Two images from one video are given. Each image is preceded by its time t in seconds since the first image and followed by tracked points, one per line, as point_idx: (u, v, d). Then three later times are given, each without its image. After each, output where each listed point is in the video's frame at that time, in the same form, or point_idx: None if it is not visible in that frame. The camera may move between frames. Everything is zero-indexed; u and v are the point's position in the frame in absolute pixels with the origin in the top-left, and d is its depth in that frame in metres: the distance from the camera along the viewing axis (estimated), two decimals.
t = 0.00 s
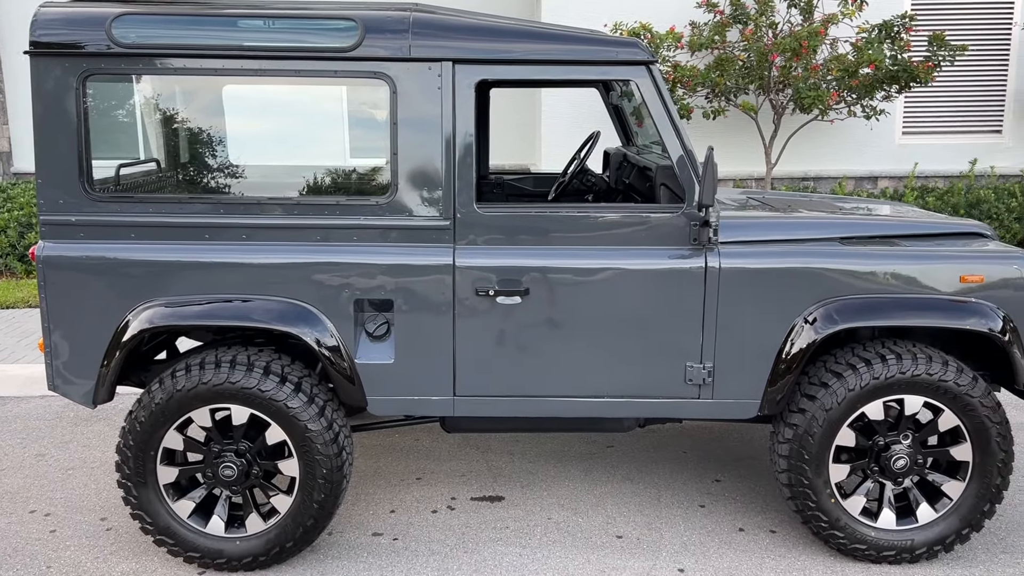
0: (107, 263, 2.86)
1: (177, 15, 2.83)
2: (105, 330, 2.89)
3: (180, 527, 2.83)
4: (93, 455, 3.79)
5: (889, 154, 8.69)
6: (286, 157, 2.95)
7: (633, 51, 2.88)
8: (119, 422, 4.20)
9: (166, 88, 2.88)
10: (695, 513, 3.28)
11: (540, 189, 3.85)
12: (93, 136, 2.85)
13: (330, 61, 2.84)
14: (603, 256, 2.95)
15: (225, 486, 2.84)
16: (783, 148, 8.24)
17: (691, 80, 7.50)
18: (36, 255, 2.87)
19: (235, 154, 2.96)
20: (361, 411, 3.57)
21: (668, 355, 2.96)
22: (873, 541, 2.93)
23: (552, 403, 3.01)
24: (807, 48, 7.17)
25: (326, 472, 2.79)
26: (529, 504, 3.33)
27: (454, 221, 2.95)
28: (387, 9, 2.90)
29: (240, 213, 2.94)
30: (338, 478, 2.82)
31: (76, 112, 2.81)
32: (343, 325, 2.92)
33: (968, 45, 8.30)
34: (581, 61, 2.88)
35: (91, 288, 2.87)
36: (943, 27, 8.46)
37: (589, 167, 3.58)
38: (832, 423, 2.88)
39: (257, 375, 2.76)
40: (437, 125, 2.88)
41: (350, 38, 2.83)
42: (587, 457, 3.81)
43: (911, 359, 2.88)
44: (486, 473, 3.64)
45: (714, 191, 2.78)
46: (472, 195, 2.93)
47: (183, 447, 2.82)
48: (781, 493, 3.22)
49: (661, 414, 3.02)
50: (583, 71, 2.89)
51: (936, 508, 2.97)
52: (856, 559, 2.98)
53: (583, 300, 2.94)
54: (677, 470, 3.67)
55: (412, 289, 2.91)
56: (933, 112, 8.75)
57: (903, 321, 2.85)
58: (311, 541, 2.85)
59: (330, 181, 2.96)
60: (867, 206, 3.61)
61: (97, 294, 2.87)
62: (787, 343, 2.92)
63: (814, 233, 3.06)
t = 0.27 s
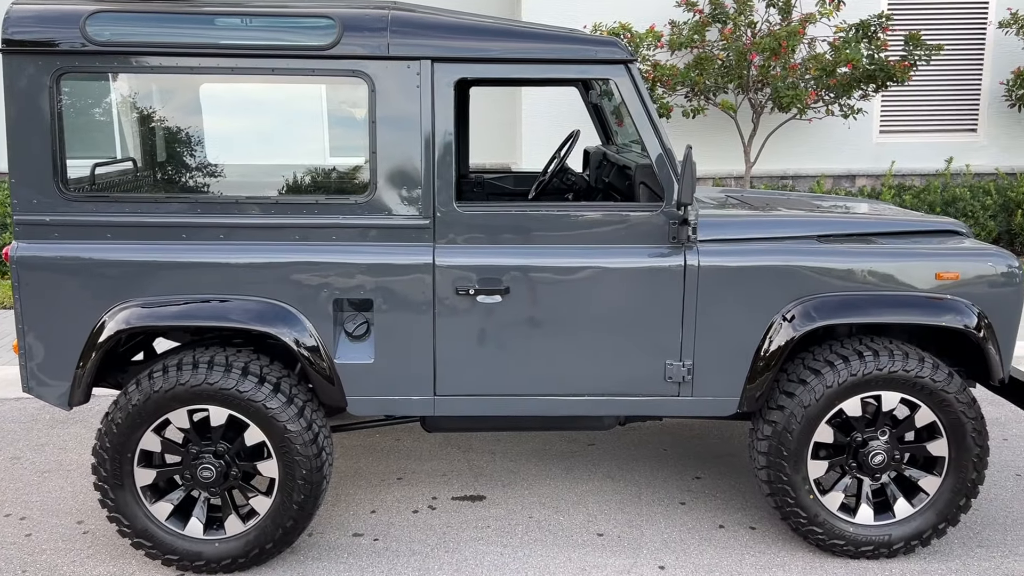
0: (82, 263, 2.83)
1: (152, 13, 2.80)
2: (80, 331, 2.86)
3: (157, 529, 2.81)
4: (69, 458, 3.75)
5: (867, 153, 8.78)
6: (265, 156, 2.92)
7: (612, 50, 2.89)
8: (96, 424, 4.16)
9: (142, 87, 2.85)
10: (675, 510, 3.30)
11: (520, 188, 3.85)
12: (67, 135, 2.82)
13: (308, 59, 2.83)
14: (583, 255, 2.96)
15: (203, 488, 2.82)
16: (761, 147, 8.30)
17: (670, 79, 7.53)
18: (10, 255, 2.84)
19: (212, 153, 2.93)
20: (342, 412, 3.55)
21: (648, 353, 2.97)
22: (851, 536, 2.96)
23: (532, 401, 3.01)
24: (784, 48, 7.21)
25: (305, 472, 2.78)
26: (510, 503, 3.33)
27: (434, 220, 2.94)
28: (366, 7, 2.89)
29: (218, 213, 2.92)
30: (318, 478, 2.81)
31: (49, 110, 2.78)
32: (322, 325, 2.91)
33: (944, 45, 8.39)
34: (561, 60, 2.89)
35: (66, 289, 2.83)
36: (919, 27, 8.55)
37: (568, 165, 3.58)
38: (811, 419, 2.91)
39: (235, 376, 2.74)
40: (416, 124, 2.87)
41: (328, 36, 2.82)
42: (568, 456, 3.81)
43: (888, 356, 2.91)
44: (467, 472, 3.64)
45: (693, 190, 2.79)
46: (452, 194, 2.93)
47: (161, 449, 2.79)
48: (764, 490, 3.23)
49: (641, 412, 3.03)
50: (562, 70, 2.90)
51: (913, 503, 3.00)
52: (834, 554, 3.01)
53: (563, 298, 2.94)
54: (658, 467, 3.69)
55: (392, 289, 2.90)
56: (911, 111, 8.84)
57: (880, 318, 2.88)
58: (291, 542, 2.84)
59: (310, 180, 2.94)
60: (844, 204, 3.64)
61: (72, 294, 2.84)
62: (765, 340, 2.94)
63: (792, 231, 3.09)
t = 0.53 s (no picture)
0: (58, 264, 2.80)
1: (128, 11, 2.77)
2: (56, 333, 2.82)
3: (136, 532, 2.78)
4: (45, 461, 3.71)
5: (846, 152, 8.85)
6: (243, 156, 2.89)
7: (591, 49, 2.89)
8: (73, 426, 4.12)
9: (119, 86, 2.82)
10: (657, 508, 3.31)
11: (501, 188, 3.85)
12: (41, 134, 2.79)
13: (286, 58, 2.81)
14: (563, 254, 2.96)
15: (182, 490, 2.80)
16: (742, 146, 8.34)
17: (651, 78, 7.56)
18: None
19: (191, 152, 2.91)
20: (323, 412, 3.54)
21: (628, 351, 2.98)
22: (830, 532, 2.98)
23: (513, 400, 3.01)
24: (766, 47, 7.30)
25: (285, 474, 2.76)
26: (492, 503, 3.33)
27: (414, 219, 2.93)
28: (344, 6, 2.87)
29: (196, 212, 2.90)
30: (298, 479, 2.79)
31: (22, 110, 2.75)
32: (302, 325, 2.89)
33: (921, 45, 8.48)
34: (540, 59, 2.89)
35: (41, 289, 2.80)
36: (897, 27, 8.63)
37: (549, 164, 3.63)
38: (790, 416, 2.93)
39: (213, 377, 2.72)
40: (395, 123, 2.87)
41: (306, 34, 2.80)
42: (549, 455, 3.82)
43: (866, 353, 2.93)
44: (449, 471, 3.63)
45: (672, 188, 2.80)
46: (432, 194, 2.92)
47: (139, 451, 2.77)
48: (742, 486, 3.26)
49: (622, 410, 3.04)
50: (541, 68, 2.90)
51: (892, 498, 3.03)
52: (814, 550, 3.03)
53: (544, 297, 2.94)
54: (640, 465, 3.70)
55: (372, 288, 2.89)
56: (890, 110, 8.91)
57: (858, 316, 2.90)
58: (271, 543, 2.83)
59: (290, 180, 2.93)
60: (823, 203, 3.67)
61: (48, 295, 2.81)
62: (745, 337, 2.96)
63: (771, 229, 3.11)
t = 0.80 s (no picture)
0: (33, 265, 2.77)
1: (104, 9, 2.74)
2: (31, 335, 2.79)
3: (115, 534, 2.76)
4: (22, 464, 3.67)
5: (826, 150, 8.91)
6: (223, 155, 2.87)
7: (571, 48, 2.90)
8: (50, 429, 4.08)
9: (95, 85, 2.80)
10: (639, 506, 3.32)
11: (483, 187, 3.85)
12: (15, 134, 2.76)
13: (264, 57, 2.79)
14: (545, 253, 2.96)
15: (161, 492, 2.78)
16: (722, 145, 8.38)
17: (632, 77, 7.57)
18: None
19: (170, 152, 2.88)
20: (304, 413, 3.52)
21: (610, 350, 2.99)
22: (811, 529, 3.00)
23: (495, 400, 3.01)
24: (749, 47, 7.36)
25: (266, 475, 2.75)
26: (474, 502, 3.33)
27: (395, 219, 2.93)
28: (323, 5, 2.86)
29: (173, 212, 2.87)
30: (279, 480, 2.78)
31: None
32: (282, 325, 2.87)
33: (899, 45, 8.56)
34: (520, 58, 2.89)
35: (16, 290, 2.77)
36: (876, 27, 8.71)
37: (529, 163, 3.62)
38: (770, 414, 2.94)
39: (192, 378, 2.70)
40: (375, 122, 2.86)
41: (284, 33, 2.79)
42: (532, 454, 3.82)
43: (845, 350, 2.95)
44: (432, 471, 3.63)
45: (652, 187, 2.81)
46: (413, 193, 2.92)
47: (117, 453, 2.74)
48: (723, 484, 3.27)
49: (603, 409, 3.05)
50: (522, 68, 2.90)
51: (870, 495, 3.05)
52: (794, 547, 3.05)
53: (526, 296, 2.94)
54: (622, 463, 3.71)
55: (353, 288, 2.88)
56: (870, 110, 8.99)
57: (837, 313, 2.92)
58: (252, 545, 2.81)
59: (271, 179, 2.91)
60: (803, 201, 3.69)
61: (23, 296, 2.77)
62: (725, 335, 2.97)
63: (750, 228, 3.12)
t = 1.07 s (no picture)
0: (8, 266, 2.74)
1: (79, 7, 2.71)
2: (7, 336, 2.75)
3: (93, 538, 2.74)
4: None
5: (806, 149, 8.98)
6: (203, 155, 2.87)
7: (551, 48, 2.90)
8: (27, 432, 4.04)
9: (71, 83, 2.77)
10: (621, 504, 3.33)
11: (464, 186, 3.85)
12: None
13: (243, 55, 2.78)
14: (526, 252, 2.96)
15: (141, 494, 2.76)
16: (703, 144, 8.42)
17: (613, 77, 7.59)
18: None
19: (149, 151, 2.87)
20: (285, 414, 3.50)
21: (591, 348, 3.00)
22: (791, 525, 3.02)
23: (477, 399, 3.01)
24: (730, 47, 7.39)
25: (247, 476, 2.74)
26: (456, 502, 3.33)
27: (375, 219, 2.92)
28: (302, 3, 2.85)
29: (151, 212, 2.85)
30: (259, 482, 2.77)
31: None
32: (262, 326, 2.86)
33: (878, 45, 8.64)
34: (501, 57, 2.89)
35: None
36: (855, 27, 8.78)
37: (511, 163, 3.63)
38: (751, 411, 2.96)
39: (172, 379, 2.68)
40: (355, 122, 2.85)
41: (263, 32, 2.77)
42: (515, 453, 3.83)
43: (824, 348, 2.98)
44: (414, 471, 3.62)
45: (633, 186, 2.82)
46: (394, 193, 2.91)
47: (95, 455, 2.72)
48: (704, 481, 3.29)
49: (585, 408, 3.06)
50: (502, 67, 2.90)
51: (850, 491, 3.08)
52: (775, 543, 3.07)
53: (507, 295, 2.94)
54: (604, 462, 3.72)
55: (334, 288, 2.87)
56: (850, 109, 9.06)
57: (816, 311, 2.95)
58: (233, 547, 2.80)
59: (252, 178, 2.90)
60: (783, 200, 3.72)
61: None
62: (706, 333, 2.99)
63: (731, 226, 3.14)
